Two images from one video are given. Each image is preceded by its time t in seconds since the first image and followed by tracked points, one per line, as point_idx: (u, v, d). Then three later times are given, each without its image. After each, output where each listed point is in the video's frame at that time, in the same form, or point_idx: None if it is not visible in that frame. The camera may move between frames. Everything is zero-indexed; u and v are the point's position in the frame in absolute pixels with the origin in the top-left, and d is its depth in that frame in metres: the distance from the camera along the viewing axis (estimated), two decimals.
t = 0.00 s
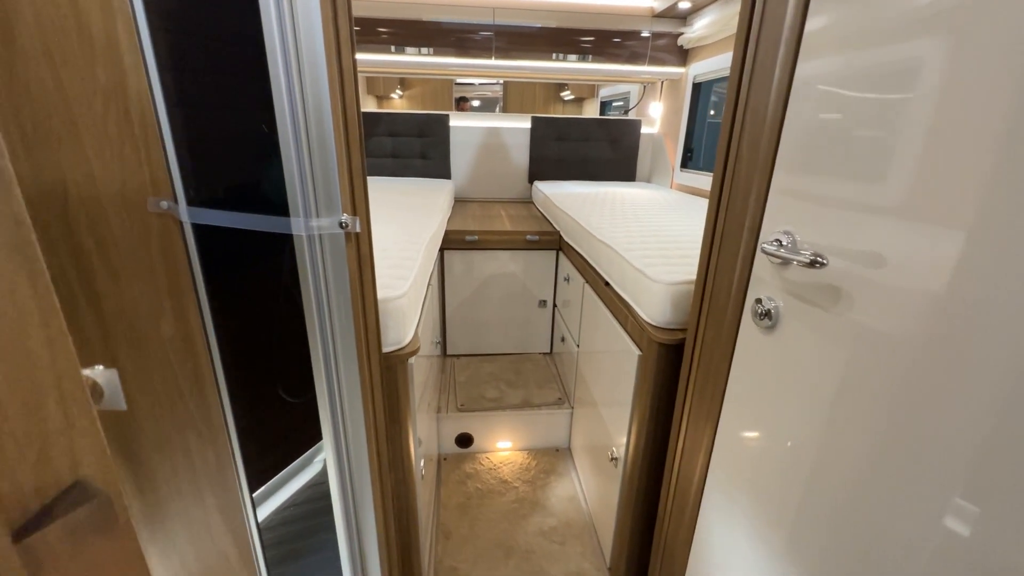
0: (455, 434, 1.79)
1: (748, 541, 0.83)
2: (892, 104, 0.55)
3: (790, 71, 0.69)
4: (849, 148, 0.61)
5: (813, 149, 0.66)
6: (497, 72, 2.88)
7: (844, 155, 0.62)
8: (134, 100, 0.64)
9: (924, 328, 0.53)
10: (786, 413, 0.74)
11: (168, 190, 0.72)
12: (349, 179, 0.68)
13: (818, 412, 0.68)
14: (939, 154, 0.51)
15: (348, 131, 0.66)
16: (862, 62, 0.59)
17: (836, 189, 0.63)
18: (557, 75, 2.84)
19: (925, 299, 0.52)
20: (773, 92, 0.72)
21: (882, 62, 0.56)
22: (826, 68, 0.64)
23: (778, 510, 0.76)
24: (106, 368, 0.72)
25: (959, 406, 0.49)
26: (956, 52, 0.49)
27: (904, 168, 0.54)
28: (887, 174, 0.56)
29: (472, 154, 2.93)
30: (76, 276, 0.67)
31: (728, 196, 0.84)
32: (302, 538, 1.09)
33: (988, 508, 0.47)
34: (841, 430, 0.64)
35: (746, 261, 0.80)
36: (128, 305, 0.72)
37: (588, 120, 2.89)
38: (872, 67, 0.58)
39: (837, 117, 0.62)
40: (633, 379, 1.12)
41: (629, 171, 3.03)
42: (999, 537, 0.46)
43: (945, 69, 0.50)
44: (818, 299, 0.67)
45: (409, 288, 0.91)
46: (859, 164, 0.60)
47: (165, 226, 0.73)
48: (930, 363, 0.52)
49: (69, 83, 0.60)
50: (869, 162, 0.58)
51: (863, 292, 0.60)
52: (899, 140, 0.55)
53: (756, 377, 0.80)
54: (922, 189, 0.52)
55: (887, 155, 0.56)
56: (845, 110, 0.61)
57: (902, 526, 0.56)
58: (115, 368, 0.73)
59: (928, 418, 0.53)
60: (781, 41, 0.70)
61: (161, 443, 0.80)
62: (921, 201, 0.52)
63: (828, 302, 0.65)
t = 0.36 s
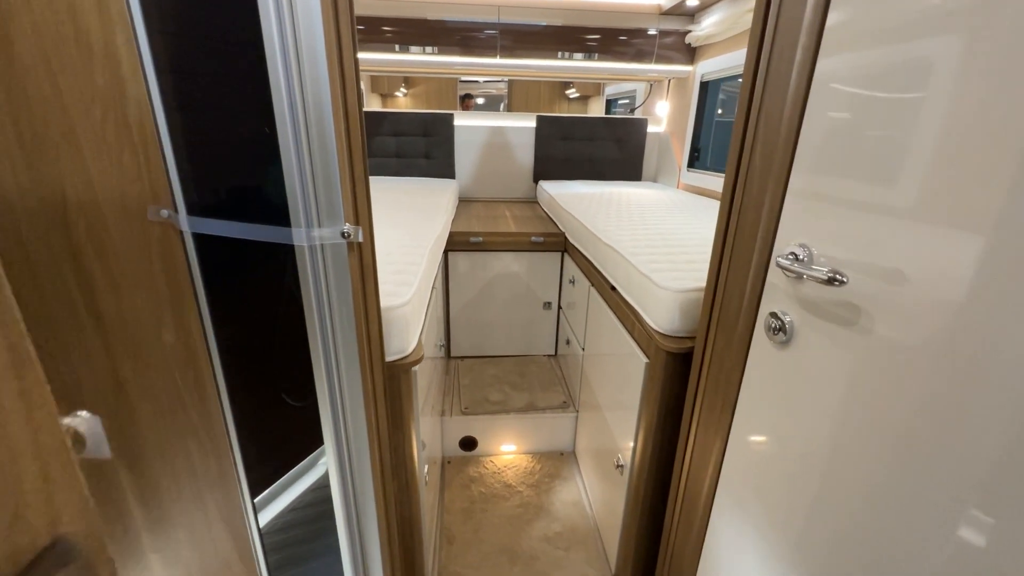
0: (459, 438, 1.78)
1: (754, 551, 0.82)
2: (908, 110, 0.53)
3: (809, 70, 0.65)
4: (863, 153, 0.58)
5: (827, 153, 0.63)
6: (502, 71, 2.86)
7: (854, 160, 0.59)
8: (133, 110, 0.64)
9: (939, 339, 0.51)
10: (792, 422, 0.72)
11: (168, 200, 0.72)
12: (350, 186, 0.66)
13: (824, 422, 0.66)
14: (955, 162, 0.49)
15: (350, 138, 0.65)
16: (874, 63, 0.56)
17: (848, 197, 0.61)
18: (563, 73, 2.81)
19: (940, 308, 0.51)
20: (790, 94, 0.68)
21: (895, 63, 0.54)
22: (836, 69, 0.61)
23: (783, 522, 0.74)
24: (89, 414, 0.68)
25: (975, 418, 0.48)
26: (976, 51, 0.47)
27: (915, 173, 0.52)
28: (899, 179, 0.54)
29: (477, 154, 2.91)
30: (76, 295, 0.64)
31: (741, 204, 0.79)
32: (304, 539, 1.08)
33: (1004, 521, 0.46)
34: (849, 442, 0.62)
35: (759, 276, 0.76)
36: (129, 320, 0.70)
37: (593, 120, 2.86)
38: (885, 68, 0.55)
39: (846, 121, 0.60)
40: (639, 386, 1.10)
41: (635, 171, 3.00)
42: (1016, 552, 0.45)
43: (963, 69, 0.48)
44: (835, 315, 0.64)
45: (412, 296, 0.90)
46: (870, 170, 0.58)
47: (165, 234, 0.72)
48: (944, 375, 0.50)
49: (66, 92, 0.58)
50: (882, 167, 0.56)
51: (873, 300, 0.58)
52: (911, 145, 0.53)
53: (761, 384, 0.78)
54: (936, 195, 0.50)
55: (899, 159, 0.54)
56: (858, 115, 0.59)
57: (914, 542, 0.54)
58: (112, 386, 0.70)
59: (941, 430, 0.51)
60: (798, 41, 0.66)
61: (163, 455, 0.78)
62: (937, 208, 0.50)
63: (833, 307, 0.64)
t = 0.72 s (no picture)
0: (460, 443, 1.77)
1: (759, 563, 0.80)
2: (916, 119, 0.52)
3: (821, 78, 0.63)
4: (871, 164, 0.57)
5: (835, 164, 0.61)
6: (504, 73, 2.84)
7: (860, 170, 0.58)
8: (129, 122, 0.62)
9: (946, 351, 0.50)
10: (796, 436, 0.70)
11: (165, 211, 0.69)
12: (349, 197, 0.65)
13: (829, 436, 0.65)
14: (963, 170, 0.48)
15: (350, 149, 0.64)
16: (878, 68, 0.55)
17: (854, 208, 0.59)
18: (565, 75, 2.79)
19: (949, 320, 0.49)
20: (800, 103, 0.66)
21: (902, 68, 0.53)
22: (841, 76, 0.60)
23: (788, 536, 0.73)
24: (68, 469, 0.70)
25: (985, 433, 0.46)
26: (984, 56, 0.46)
27: (921, 183, 0.51)
28: (907, 189, 0.53)
29: (479, 156, 2.90)
30: (69, 302, 0.65)
31: (748, 215, 0.77)
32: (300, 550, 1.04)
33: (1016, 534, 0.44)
34: (855, 456, 0.61)
35: (766, 289, 0.74)
36: (124, 331, 0.70)
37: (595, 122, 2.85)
38: (890, 74, 0.54)
39: (852, 130, 0.59)
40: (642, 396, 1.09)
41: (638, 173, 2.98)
42: None
43: (971, 74, 0.47)
44: (847, 338, 0.61)
45: (412, 307, 0.88)
46: (876, 180, 0.56)
47: (162, 246, 0.70)
48: (952, 388, 0.49)
49: (61, 106, 0.58)
50: (889, 177, 0.55)
51: (878, 312, 0.57)
52: (918, 155, 0.52)
53: (765, 397, 0.76)
54: (944, 205, 0.49)
55: (906, 169, 0.53)
56: (865, 125, 0.57)
57: (922, 558, 0.53)
58: (107, 397, 0.71)
59: (949, 444, 0.50)
60: (809, 48, 0.63)
61: (159, 463, 0.79)
62: (944, 217, 0.49)
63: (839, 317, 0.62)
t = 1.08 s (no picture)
0: (459, 450, 1.75)
1: None
2: (920, 129, 0.50)
3: (827, 86, 0.60)
4: (874, 172, 0.55)
5: (840, 175, 0.59)
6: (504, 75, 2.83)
7: (863, 180, 0.56)
8: (114, 130, 0.61)
9: (952, 367, 0.48)
10: (797, 451, 0.68)
11: (151, 223, 0.68)
12: (341, 210, 0.63)
13: (831, 454, 0.63)
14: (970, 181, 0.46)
15: (341, 162, 0.62)
16: (881, 73, 0.54)
17: (857, 220, 0.57)
18: (565, 77, 2.77)
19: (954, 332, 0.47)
20: (805, 112, 0.63)
21: (905, 71, 0.51)
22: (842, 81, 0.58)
23: (789, 556, 0.71)
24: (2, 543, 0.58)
25: (995, 455, 0.44)
26: (993, 60, 0.44)
27: (925, 194, 0.50)
28: (912, 197, 0.51)
29: (479, 158, 2.89)
30: (56, 320, 0.60)
31: (751, 226, 0.75)
32: (294, 562, 1.03)
33: None
34: (857, 475, 0.59)
35: (769, 303, 0.71)
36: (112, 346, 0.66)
37: (595, 124, 2.83)
38: (895, 78, 0.52)
39: (856, 138, 0.57)
40: (642, 406, 1.07)
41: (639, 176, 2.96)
42: None
43: (978, 79, 0.45)
44: (850, 352, 0.59)
45: (407, 319, 0.87)
46: (879, 191, 0.54)
47: (152, 259, 0.69)
48: (959, 407, 0.47)
49: (44, 114, 0.55)
50: (893, 188, 0.53)
51: (881, 326, 0.55)
52: (922, 164, 0.50)
53: (766, 412, 0.74)
54: (947, 214, 0.47)
55: (909, 181, 0.51)
56: (870, 134, 0.55)
57: None
58: (96, 416, 0.66)
59: (956, 464, 0.48)
60: (816, 55, 0.61)
61: (151, 480, 0.75)
62: (950, 228, 0.47)
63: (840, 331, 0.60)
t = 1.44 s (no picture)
0: (457, 457, 1.73)
1: None
2: (917, 137, 0.49)
3: (832, 96, 0.57)
4: (877, 179, 0.53)
5: (836, 181, 0.58)
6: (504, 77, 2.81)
7: (865, 189, 0.54)
8: (97, 143, 0.60)
9: (958, 385, 0.45)
10: (797, 468, 0.66)
11: (135, 236, 0.66)
12: (329, 223, 0.61)
13: (833, 472, 0.61)
14: (975, 192, 0.44)
15: (329, 174, 0.60)
16: (882, 75, 0.52)
17: (855, 230, 0.56)
18: (566, 78, 2.75)
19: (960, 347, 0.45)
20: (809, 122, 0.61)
21: (909, 74, 0.49)
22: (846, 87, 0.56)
23: (789, 575, 0.68)
24: None
25: (1007, 478, 0.42)
26: (999, 64, 0.42)
27: (926, 204, 0.48)
28: (916, 206, 0.49)
29: (478, 161, 2.87)
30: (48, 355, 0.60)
31: (752, 238, 0.72)
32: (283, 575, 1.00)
33: None
34: (861, 494, 0.57)
35: (772, 318, 0.69)
36: (99, 364, 0.66)
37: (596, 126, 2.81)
38: (894, 83, 0.50)
39: (854, 145, 0.55)
40: (641, 417, 1.04)
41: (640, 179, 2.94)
42: None
43: (984, 83, 0.43)
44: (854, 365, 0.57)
45: (400, 331, 0.85)
46: (881, 201, 0.52)
47: (137, 275, 0.68)
48: (964, 425, 0.45)
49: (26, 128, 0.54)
50: (893, 199, 0.51)
51: (881, 339, 0.53)
52: (926, 170, 0.48)
53: (766, 428, 0.72)
54: (953, 225, 0.45)
55: (907, 193, 0.50)
56: (868, 142, 0.53)
57: None
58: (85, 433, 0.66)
59: (964, 486, 0.45)
60: (820, 64, 0.58)
61: (140, 497, 0.75)
62: (955, 238, 0.45)
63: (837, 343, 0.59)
